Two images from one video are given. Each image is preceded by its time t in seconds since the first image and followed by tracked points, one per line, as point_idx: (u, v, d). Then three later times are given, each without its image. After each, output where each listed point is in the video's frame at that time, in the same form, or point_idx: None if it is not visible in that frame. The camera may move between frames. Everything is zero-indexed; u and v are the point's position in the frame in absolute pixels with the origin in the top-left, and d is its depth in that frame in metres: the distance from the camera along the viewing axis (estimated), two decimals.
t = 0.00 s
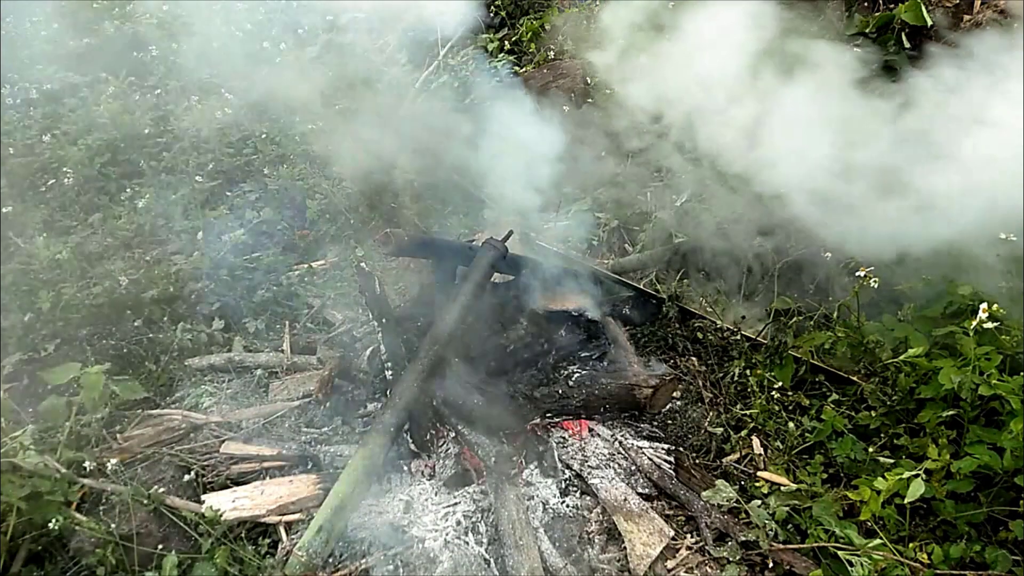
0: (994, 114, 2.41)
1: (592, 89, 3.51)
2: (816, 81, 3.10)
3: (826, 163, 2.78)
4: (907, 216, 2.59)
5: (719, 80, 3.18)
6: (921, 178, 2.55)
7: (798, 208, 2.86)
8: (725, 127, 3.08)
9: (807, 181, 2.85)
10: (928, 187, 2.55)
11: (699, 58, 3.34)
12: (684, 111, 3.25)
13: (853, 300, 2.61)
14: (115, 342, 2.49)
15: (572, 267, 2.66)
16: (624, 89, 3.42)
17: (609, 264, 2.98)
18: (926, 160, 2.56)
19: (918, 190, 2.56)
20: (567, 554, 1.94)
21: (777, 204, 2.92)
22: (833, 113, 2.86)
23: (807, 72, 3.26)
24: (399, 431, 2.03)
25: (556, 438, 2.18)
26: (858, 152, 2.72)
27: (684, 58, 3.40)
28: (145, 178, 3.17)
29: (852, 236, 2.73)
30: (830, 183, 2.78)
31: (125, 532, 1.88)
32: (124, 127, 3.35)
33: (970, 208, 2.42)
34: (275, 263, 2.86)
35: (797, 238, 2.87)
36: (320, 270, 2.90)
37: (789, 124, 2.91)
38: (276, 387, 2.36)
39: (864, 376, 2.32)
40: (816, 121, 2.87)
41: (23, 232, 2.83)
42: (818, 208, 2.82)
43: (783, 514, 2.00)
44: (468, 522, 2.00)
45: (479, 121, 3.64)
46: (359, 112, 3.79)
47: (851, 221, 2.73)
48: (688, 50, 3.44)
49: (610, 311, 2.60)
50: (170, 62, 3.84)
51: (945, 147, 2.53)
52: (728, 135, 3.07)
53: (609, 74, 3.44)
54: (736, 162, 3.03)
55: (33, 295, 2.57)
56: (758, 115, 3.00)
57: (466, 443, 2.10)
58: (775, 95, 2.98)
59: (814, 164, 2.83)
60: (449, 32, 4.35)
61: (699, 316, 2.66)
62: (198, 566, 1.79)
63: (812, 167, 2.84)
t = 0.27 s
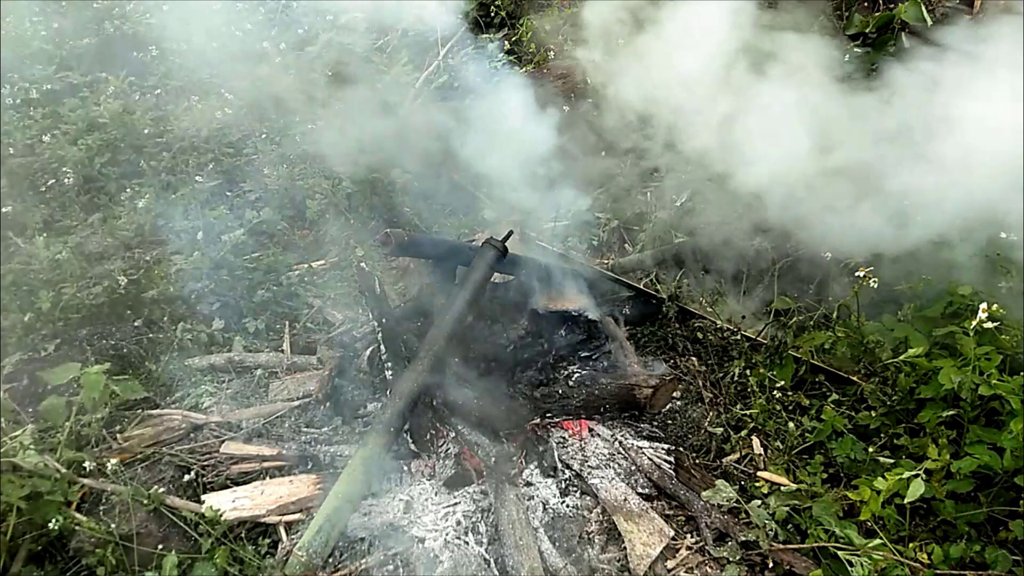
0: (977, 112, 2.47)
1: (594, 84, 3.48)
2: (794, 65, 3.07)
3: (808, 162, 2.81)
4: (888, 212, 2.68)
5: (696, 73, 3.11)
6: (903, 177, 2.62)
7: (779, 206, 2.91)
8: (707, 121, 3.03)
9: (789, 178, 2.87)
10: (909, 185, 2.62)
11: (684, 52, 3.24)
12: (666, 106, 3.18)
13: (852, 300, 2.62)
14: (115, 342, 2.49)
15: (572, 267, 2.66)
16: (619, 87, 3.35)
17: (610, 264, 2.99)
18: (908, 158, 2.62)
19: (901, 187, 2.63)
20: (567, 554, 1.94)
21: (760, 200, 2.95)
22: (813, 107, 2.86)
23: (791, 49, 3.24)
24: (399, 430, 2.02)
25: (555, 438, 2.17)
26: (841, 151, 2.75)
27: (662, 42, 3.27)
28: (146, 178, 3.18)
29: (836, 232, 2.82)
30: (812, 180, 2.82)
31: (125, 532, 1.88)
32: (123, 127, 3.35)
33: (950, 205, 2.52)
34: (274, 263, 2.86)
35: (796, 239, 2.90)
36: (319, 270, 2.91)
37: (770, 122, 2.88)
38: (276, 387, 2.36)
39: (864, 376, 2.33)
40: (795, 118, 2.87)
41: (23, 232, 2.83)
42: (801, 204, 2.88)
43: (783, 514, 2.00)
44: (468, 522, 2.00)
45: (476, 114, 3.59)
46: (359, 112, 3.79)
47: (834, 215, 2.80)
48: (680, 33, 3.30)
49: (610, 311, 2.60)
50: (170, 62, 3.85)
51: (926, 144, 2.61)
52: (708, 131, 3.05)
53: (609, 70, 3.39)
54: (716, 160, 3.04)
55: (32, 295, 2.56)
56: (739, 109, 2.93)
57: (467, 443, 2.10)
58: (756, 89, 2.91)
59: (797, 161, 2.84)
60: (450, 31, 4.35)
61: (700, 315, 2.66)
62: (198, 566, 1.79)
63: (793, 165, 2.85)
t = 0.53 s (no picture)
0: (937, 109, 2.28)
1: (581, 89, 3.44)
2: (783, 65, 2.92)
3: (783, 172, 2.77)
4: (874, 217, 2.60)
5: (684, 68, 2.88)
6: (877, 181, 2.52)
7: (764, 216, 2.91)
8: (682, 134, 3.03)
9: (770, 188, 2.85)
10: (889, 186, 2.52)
11: (668, 55, 2.97)
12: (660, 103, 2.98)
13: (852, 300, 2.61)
14: (115, 342, 2.50)
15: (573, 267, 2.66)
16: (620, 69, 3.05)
17: (610, 264, 3.01)
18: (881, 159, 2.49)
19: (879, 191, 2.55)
20: (567, 554, 1.94)
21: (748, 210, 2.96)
22: (788, 111, 2.73)
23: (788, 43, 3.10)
24: (399, 430, 2.01)
25: (556, 438, 2.18)
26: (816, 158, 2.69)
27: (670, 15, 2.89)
28: (147, 178, 3.19)
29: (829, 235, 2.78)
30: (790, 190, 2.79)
31: (125, 532, 1.88)
32: (123, 126, 3.34)
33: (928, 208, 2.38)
34: (275, 263, 2.87)
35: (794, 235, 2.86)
36: (319, 270, 2.91)
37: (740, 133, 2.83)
38: (276, 387, 2.37)
39: (864, 376, 2.33)
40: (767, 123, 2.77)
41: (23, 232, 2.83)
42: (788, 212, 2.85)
43: (784, 514, 2.00)
44: (468, 522, 2.00)
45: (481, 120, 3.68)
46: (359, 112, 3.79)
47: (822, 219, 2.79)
48: (688, 5, 2.91)
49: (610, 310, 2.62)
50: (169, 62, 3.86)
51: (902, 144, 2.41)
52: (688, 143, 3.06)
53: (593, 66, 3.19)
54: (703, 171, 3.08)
55: (32, 295, 2.56)
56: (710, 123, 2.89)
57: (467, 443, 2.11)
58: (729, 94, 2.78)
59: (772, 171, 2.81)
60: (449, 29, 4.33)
61: (700, 316, 2.67)
62: (198, 565, 1.78)
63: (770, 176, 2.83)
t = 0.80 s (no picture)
0: (933, 105, 2.25)
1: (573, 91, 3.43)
2: (772, 59, 2.89)
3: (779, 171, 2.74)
4: (872, 213, 2.59)
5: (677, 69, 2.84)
6: (874, 177, 2.50)
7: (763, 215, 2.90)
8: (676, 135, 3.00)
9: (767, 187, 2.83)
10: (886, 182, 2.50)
11: (655, 53, 2.92)
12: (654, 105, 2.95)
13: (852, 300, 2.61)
14: (114, 342, 2.49)
15: (573, 266, 2.67)
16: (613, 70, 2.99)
17: (610, 264, 3.01)
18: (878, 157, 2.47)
19: (876, 188, 2.53)
20: (567, 554, 1.94)
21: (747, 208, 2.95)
22: (777, 111, 2.74)
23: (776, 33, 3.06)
24: (399, 430, 2.01)
25: (556, 438, 2.18)
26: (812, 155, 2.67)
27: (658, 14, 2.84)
28: (146, 178, 3.19)
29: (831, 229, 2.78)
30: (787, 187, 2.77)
31: (125, 531, 1.88)
32: (123, 126, 3.34)
33: (926, 204, 2.37)
34: (275, 263, 2.88)
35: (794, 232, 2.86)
36: (319, 270, 2.92)
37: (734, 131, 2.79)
38: (275, 387, 2.37)
39: (864, 376, 2.33)
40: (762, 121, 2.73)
41: (24, 232, 2.83)
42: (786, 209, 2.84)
43: (783, 514, 2.00)
44: (468, 522, 2.00)
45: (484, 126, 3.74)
46: (358, 111, 3.79)
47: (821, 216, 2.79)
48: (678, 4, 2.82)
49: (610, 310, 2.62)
50: (169, 62, 3.87)
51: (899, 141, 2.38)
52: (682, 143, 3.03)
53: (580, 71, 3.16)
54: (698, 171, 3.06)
55: (32, 295, 2.56)
56: (705, 122, 2.86)
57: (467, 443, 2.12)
58: (723, 93, 2.74)
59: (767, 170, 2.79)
60: (449, 28, 4.33)
61: (700, 316, 2.68)
62: (198, 565, 1.78)
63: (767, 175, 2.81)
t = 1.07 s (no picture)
0: (919, 98, 2.26)
1: (567, 91, 3.53)
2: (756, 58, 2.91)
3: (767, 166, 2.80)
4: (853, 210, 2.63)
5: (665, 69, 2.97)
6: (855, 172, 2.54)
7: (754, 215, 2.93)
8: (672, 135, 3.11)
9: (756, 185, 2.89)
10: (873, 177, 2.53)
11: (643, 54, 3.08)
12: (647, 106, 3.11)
13: (852, 300, 2.61)
14: (116, 341, 2.48)
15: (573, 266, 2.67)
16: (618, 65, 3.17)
17: (609, 264, 3.02)
18: (863, 151, 2.49)
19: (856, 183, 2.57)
20: (567, 553, 1.94)
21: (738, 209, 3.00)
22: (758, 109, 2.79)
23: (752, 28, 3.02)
24: (400, 430, 1.99)
25: (555, 438, 2.19)
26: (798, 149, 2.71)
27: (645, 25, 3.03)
28: (147, 178, 3.19)
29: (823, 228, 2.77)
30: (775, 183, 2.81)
31: (125, 531, 1.88)
32: (124, 126, 3.35)
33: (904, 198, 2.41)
34: (275, 263, 2.89)
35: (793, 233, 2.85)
36: (320, 270, 2.93)
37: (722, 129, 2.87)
38: (276, 387, 2.38)
39: (863, 376, 2.34)
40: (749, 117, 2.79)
41: (25, 232, 2.85)
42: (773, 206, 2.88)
43: (783, 514, 2.01)
44: (468, 521, 2.00)
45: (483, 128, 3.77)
46: (360, 111, 3.79)
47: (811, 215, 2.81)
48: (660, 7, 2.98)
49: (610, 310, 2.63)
50: (170, 63, 3.88)
51: (885, 133, 2.39)
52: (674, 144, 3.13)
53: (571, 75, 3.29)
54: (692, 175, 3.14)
55: (34, 295, 2.57)
56: (684, 120, 3.00)
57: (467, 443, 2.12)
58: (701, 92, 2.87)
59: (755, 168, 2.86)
60: (450, 29, 4.35)
61: (699, 316, 2.69)
62: (198, 565, 1.79)
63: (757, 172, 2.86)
